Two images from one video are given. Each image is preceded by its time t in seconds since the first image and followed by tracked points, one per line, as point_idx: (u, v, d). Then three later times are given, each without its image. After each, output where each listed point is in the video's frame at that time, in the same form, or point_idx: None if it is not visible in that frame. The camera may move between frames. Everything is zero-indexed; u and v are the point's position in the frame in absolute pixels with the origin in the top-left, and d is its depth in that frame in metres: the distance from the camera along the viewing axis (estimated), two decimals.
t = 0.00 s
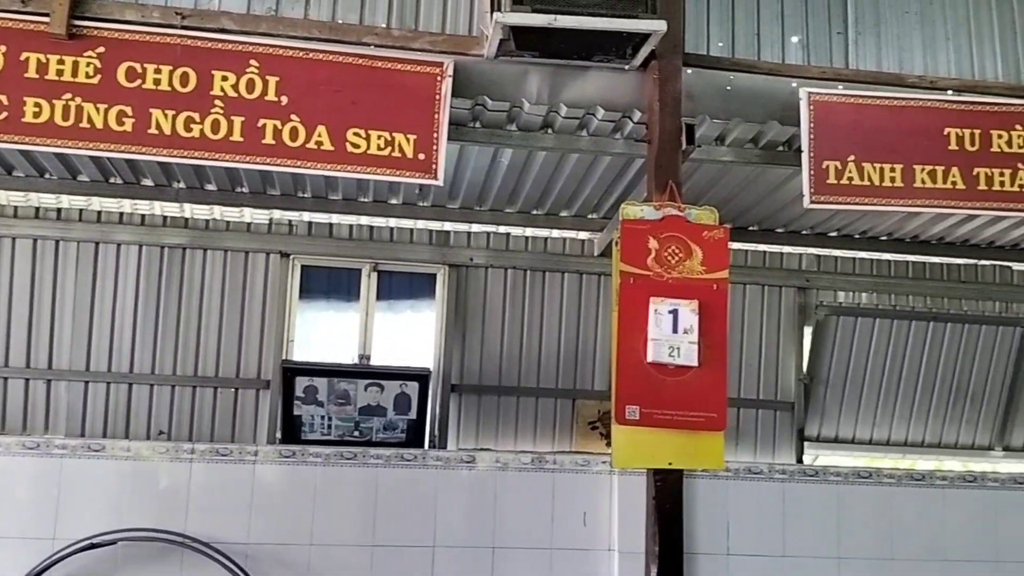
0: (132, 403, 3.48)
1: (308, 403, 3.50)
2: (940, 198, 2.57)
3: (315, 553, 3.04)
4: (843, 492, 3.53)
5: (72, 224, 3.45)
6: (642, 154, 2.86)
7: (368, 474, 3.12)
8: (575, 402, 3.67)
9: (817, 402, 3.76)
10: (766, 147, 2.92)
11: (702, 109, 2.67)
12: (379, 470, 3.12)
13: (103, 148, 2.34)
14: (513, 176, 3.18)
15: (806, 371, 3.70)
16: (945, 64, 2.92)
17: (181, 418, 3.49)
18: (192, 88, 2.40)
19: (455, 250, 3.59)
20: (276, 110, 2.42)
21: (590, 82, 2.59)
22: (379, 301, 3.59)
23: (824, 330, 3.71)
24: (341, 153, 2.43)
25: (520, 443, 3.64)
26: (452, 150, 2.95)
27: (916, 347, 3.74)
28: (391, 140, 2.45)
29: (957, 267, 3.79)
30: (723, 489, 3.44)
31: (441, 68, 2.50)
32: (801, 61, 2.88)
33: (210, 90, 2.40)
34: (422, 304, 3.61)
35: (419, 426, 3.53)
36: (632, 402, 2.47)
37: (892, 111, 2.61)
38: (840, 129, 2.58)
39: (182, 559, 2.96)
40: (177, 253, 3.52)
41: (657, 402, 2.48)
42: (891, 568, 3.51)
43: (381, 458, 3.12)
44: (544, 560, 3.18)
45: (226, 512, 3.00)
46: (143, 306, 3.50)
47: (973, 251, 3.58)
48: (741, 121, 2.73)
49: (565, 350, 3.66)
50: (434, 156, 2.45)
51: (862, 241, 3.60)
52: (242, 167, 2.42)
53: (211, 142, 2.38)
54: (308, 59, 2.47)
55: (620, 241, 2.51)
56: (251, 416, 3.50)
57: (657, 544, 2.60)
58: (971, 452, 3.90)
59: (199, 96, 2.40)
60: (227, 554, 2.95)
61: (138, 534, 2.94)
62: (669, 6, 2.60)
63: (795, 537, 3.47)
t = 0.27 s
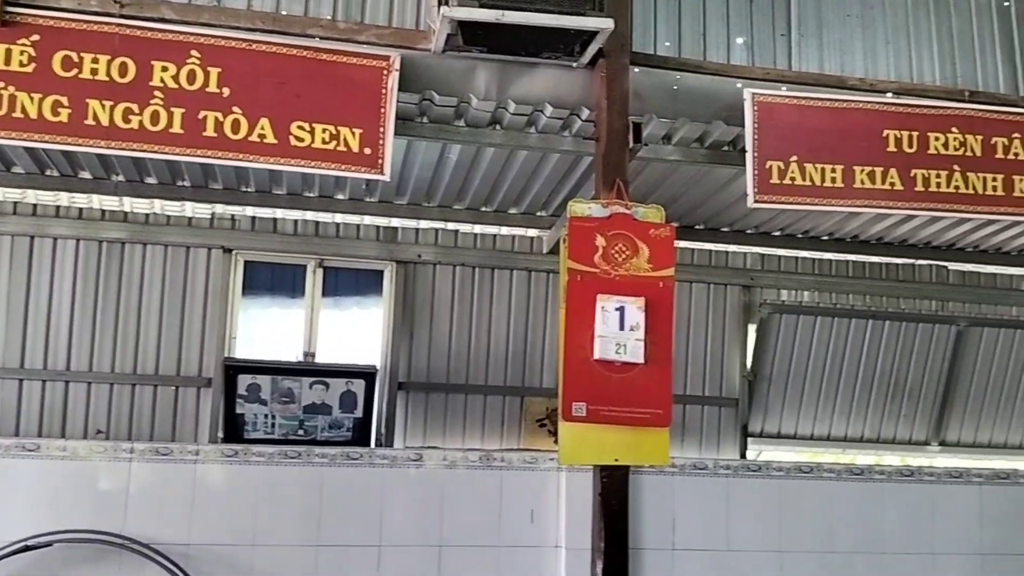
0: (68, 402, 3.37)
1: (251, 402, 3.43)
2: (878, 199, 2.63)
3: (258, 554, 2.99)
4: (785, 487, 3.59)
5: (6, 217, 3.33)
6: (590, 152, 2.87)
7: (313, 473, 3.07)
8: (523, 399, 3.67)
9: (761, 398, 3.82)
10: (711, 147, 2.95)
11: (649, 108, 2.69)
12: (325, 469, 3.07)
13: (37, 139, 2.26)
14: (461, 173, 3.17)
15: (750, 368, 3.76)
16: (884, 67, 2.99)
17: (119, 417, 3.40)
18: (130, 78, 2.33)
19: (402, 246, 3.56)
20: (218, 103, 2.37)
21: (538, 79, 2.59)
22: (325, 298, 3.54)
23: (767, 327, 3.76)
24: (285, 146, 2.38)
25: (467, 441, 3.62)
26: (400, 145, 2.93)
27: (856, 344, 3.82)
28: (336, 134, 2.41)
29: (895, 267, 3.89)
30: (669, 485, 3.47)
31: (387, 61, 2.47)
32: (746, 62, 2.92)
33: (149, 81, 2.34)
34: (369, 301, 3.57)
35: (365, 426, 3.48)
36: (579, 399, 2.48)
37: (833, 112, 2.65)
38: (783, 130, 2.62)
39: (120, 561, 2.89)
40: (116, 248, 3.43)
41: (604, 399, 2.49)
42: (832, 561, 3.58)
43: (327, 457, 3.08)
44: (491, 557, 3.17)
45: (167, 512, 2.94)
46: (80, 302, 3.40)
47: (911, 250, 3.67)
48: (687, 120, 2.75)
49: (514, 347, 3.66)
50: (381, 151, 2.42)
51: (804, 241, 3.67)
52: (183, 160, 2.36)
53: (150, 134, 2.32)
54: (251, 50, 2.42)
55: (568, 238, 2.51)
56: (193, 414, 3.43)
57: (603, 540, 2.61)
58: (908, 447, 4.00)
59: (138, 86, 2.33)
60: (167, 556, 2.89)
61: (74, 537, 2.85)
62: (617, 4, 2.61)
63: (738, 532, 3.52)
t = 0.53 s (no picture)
0: (7, 402, 3.27)
1: (197, 400, 3.34)
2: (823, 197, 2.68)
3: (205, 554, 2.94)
4: (734, 480, 3.64)
5: None
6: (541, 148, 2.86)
7: (262, 471, 3.03)
8: (475, 395, 3.66)
9: (710, 392, 3.87)
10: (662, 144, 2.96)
11: (600, 105, 2.70)
12: (273, 467, 3.03)
13: None
14: (412, 168, 3.14)
15: (699, 363, 3.81)
16: (829, 68, 3.04)
17: (61, 416, 3.31)
18: (70, 69, 2.27)
19: (353, 242, 3.53)
20: (162, 94, 2.31)
21: (489, 74, 2.58)
22: (273, 294, 3.50)
23: (717, 322, 3.81)
24: (232, 140, 2.34)
25: (419, 438, 3.61)
26: (349, 139, 2.89)
27: (802, 339, 3.89)
28: (284, 127, 2.38)
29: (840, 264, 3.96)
30: (620, 479, 3.50)
31: (336, 54, 2.44)
32: (695, 60, 2.94)
33: (90, 72, 2.28)
34: (318, 297, 3.53)
35: (314, 423, 3.40)
36: (530, 394, 2.48)
37: (780, 111, 2.69)
38: (731, 128, 2.65)
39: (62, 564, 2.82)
40: (57, 243, 3.34)
41: (555, 395, 2.49)
42: (778, 553, 3.64)
43: (276, 455, 3.04)
44: (442, 554, 3.16)
45: (109, 513, 2.87)
46: (19, 298, 3.30)
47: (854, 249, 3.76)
48: (638, 118, 2.75)
49: (466, 343, 3.65)
50: (329, 145, 2.39)
51: (752, 238, 3.72)
52: (126, 153, 2.31)
53: (92, 126, 2.26)
54: (196, 41, 2.37)
55: (519, 234, 2.51)
56: (138, 413, 3.36)
57: (554, 536, 2.61)
58: (852, 440, 4.08)
59: (78, 77, 2.27)
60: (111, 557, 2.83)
61: (12, 539, 2.78)
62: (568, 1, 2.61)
63: (688, 525, 3.56)
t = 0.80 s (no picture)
0: None
1: (144, 399, 3.20)
2: (773, 194, 2.71)
3: (153, 556, 2.89)
4: (687, 473, 3.68)
5: None
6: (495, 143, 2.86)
7: (212, 470, 2.99)
8: (429, 391, 3.64)
9: (663, 387, 3.90)
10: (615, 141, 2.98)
11: (553, 100, 2.70)
12: (223, 466, 2.99)
13: None
14: (365, 163, 3.11)
15: (652, 358, 3.84)
16: (778, 66, 3.08)
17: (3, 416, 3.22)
18: (9, 59, 2.20)
19: (304, 237, 3.48)
20: (106, 86, 2.26)
21: (442, 68, 2.57)
22: (222, 290, 3.44)
23: (670, 318, 3.82)
24: (179, 132, 2.30)
25: (372, 435, 3.59)
26: (300, 133, 2.85)
27: (754, 334, 3.93)
28: (233, 120, 2.34)
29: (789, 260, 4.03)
30: (575, 474, 3.51)
31: (286, 47, 2.41)
32: (647, 56, 2.96)
33: (30, 62, 2.21)
34: (269, 293, 3.48)
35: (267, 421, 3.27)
36: (484, 390, 2.48)
37: (731, 108, 2.72)
38: (683, 125, 2.67)
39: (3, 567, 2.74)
40: None
41: (509, 390, 2.49)
42: (730, 544, 3.70)
43: (226, 454, 3.00)
44: (397, 551, 3.14)
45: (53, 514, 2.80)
46: None
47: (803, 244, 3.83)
48: (590, 113, 2.77)
49: (420, 340, 3.63)
50: (279, 138, 2.36)
51: (704, 234, 3.76)
52: (69, 146, 2.25)
53: (33, 118, 2.19)
54: (141, 32, 2.31)
55: (473, 230, 2.50)
56: (83, 412, 3.28)
57: (508, 531, 2.61)
58: (801, 432, 4.15)
59: (18, 68, 2.20)
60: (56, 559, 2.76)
61: None
62: None
63: (642, 519, 3.59)
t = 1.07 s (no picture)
0: None
1: (94, 398, 3.18)
2: (726, 190, 2.74)
3: (104, 558, 2.86)
4: (644, 467, 3.71)
5: None
6: (451, 139, 2.85)
7: (164, 470, 2.94)
8: (386, 388, 3.62)
9: (620, 382, 3.93)
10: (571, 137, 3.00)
11: (509, 96, 2.70)
12: (175, 466, 2.94)
13: None
14: (320, 158, 3.08)
15: (610, 353, 3.86)
16: (731, 64, 3.12)
17: None
18: None
19: (257, 233, 3.44)
20: (51, 79, 2.21)
21: (397, 63, 2.55)
22: (174, 287, 3.39)
23: (626, 314, 3.85)
24: (127, 127, 2.25)
25: (329, 434, 3.56)
26: (253, 127, 2.82)
27: (709, 330, 3.97)
28: (183, 114, 2.30)
29: (743, 256, 4.08)
30: (533, 470, 3.52)
31: (237, 40, 2.37)
32: (603, 53, 2.97)
33: None
34: (222, 290, 3.43)
35: (219, 420, 3.18)
36: (439, 386, 2.47)
37: (685, 105, 2.74)
38: (637, 121, 2.69)
39: None
40: None
41: (465, 387, 2.49)
42: (686, 537, 3.74)
43: (178, 454, 2.96)
44: (353, 550, 3.12)
45: None
46: None
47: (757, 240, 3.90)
48: (546, 109, 2.79)
49: (377, 337, 3.61)
50: (231, 133, 2.32)
51: (659, 231, 3.80)
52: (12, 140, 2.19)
53: None
54: (87, 23, 2.26)
55: (428, 226, 2.49)
56: (30, 412, 3.20)
57: (464, 527, 2.60)
58: (755, 426, 4.21)
59: None
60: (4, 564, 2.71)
61: None
62: None
63: (599, 513, 3.61)
